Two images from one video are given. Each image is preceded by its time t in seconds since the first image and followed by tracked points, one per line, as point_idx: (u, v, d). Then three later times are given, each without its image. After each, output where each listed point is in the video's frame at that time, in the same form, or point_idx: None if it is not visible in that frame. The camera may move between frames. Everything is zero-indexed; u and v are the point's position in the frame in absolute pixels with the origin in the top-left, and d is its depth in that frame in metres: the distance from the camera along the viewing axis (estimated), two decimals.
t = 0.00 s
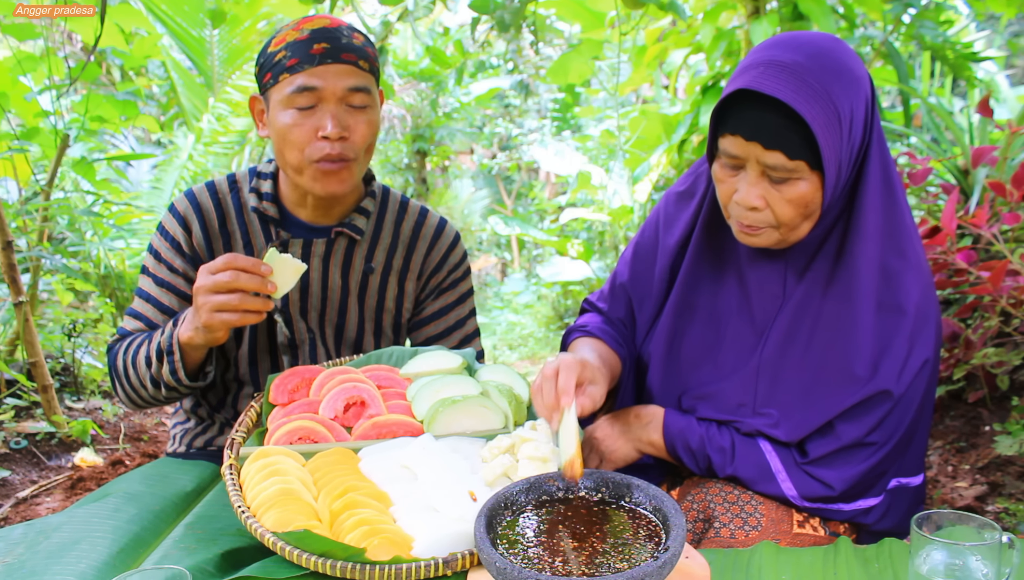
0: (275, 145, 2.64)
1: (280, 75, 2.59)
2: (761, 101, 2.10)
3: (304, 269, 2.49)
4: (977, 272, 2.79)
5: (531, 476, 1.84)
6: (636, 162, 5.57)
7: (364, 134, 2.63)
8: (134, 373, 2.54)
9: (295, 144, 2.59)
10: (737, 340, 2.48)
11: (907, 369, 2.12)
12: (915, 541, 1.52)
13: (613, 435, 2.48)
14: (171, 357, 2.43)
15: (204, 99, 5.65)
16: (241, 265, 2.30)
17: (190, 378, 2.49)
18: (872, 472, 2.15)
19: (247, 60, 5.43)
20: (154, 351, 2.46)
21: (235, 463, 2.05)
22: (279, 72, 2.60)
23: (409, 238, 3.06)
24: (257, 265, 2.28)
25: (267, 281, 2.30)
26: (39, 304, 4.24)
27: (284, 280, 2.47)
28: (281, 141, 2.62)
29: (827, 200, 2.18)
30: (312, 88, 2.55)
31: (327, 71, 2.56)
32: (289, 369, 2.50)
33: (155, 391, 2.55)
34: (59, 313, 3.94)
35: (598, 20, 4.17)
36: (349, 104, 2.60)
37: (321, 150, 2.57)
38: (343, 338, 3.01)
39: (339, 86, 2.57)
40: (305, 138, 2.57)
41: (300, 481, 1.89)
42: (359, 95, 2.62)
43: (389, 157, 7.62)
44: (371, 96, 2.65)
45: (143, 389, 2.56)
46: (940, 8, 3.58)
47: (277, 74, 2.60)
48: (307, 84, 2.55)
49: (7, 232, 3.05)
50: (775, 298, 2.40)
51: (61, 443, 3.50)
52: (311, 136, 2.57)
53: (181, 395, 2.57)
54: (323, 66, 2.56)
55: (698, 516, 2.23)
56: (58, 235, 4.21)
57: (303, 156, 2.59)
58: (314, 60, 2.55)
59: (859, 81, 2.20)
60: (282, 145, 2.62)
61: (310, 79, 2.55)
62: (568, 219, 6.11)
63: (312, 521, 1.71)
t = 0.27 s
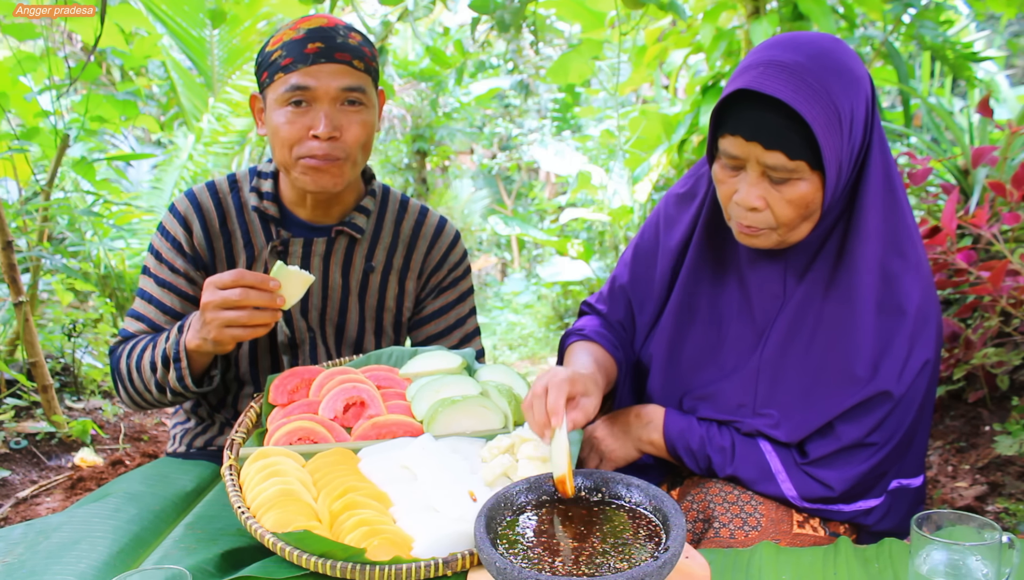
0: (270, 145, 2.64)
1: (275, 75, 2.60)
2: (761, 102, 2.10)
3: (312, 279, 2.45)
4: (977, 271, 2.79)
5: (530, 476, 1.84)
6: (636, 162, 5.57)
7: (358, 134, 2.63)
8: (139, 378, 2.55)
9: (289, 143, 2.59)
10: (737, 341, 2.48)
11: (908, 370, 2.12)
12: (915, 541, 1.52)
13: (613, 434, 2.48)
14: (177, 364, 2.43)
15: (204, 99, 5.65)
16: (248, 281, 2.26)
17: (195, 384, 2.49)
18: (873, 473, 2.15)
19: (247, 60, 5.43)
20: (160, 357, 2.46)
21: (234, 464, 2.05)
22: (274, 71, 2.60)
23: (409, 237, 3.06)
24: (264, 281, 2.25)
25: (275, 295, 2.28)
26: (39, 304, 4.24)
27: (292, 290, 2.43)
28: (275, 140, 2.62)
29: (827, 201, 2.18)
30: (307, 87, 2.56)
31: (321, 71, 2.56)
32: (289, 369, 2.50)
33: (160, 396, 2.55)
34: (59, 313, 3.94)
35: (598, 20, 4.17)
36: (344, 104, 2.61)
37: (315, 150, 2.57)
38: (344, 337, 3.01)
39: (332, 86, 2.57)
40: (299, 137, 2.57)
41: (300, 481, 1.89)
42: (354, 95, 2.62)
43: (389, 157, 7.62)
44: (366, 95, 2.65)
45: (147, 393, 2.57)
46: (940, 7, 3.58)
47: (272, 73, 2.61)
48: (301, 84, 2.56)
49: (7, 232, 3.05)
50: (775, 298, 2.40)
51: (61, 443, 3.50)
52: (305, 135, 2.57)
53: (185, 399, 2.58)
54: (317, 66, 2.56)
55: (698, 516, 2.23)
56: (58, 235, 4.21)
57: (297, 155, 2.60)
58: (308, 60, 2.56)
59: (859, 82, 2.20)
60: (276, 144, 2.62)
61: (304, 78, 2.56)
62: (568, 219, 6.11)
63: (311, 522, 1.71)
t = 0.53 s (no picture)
0: (268, 145, 2.65)
1: (272, 75, 2.60)
2: (762, 108, 2.10)
3: (310, 283, 2.48)
4: (977, 272, 2.79)
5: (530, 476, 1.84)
6: (636, 162, 5.57)
7: (356, 133, 2.63)
8: (139, 379, 2.54)
9: (286, 143, 2.59)
10: (738, 344, 2.48)
11: (909, 373, 2.12)
12: (915, 540, 1.52)
13: (613, 434, 2.48)
14: (177, 366, 2.42)
15: (204, 99, 5.65)
16: (248, 286, 2.26)
17: (195, 385, 2.49)
18: (874, 475, 2.15)
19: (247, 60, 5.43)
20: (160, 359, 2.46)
21: (234, 464, 2.05)
22: (270, 71, 2.60)
23: (409, 237, 3.06)
24: (264, 285, 2.26)
25: (275, 299, 2.29)
26: (39, 304, 4.24)
27: (291, 294, 2.45)
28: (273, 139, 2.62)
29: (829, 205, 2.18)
30: (304, 87, 2.55)
31: (317, 71, 2.56)
32: (289, 369, 2.50)
33: (160, 397, 2.55)
34: (59, 313, 3.95)
35: (598, 20, 4.17)
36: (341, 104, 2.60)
37: (313, 150, 2.57)
38: (343, 338, 3.01)
39: (329, 85, 2.57)
40: (296, 137, 2.57)
41: (300, 481, 1.89)
42: (351, 95, 2.62)
43: (389, 157, 7.62)
44: (363, 95, 2.65)
45: (147, 394, 2.57)
46: (940, 8, 3.59)
47: (269, 74, 2.61)
48: (298, 84, 2.55)
49: (7, 232, 3.05)
50: (776, 302, 2.40)
51: (61, 443, 3.50)
52: (302, 135, 2.57)
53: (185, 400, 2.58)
54: (314, 65, 2.56)
55: (698, 516, 2.23)
56: (58, 235, 4.21)
57: (295, 155, 2.60)
58: (305, 59, 2.56)
59: (861, 86, 2.20)
60: (274, 144, 2.62)
61: (301, 78, 2.55)
62: (568, 219, 6.11)
63: (311, 522, 1.71)
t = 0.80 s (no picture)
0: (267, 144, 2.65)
1: (271, 74, 2.60)
2: (759, 111, 2.10)
3: (311, 283, 2.48)
4: (977, 272, 2.79)
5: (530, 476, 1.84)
6: (636, 162, 5.57)
7: (354, 132, 2.63)
8: (138, 379, 2.54)
9: (285, 142, 2.59)
10: (737, 347, 2.48)
11: (909, 377, 2.12)
12: (915, 540, 1.52)
13: (613, 434, 2.48)
14: (177, 367, 2.42)
15: (204, 99, 5.65)
16: (248, 287, 2.26)
17: (195, 386, 2.49)
18: (874, 477, 2.16)
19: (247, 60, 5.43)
20: (160, 360, 2.46)
21: (234, 464, 2.05)
22: (269, 71, 2.60)
23: (409, 237, 3.06)
24: (265, 287, 2.25)
25: (275, 301, 2.29)
26: (39, 304, 4.24)
27: (291, 295, 2.45)
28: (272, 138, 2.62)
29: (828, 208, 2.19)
30: (302, 86, 2.56)
31: (316, 70, 2.56)
32: (289, 369, 2.50)
33: (160, 397, 2.55)
34: (59, 313, 3.95)
35: (598, 20, 4.17)
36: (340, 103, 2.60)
37: (311, 149, 2.57)
38: (343, 338, 3.01)
39: (327, 85, 2.57)
40: (294, 136, 2.57)
41: (300, 481, 1.89)
42: (350, 94, 2.62)
43: (389, 157, 7.62)
44: (363, 94, 2.64)
45: (148, 395, 2.57)
46: (940, 8, 3.59)
47: (268, 73, 2.61)
48: (297, 84, 2.55)
49: (7, 232, 3.05)
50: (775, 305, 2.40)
51: (61, 443, 3.50)
52: (300, 134, 2.57)
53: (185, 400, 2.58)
54: (312, 64, 2.56)
55: (698, 516, 2.23)
56: (58, 235, 4.21)
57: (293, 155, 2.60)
58: (304, 59, 2.56)
59: (859, 89, 2.20)
60: (272, 143, 2.63)
61: (300, 78, 2.55)
62: (568, 219, 6.11)
63: (311, 522, 1.71)
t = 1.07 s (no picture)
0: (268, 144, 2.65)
1: (272, 74, 2.60)
2: (755, 114, 2.10)
3: (311, 285, 2.48)
4: (977, 272, 2.79)
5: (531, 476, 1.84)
6: (636, 162, 5.57)
7: (355, 132, 2.63)
8: (139, 380, 2.54)
9: (286, 142, 2.59)
10: (736, 350, 2.47)
11: (908, 380, 2.12)
12: (915, 540, 1.52)
13: (613, 433, 2.48)
14: (177, 367, 2.42)
15: (204, 99, 5.65)
16: (250, 290, 2.26)
17: (195, 386, 2.49)
18: (875, 480, 2.15)
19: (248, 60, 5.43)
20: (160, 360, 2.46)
21: (234, 464, 2.05)
22: (271, 71, 2.60)
23: (409, 237, 3.06)
24: (267, 290, 2.25)
25: (277, 303, 2.28)
26: (39, 304, 4.24)
27: (292, 296, 2.45)
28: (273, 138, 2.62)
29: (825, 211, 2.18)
30: (304, 86, 2.55)
31: (317, 70, 2.56)
32: (289, 370, 2.50)
33: (160, 398, 2.55)
34: (59, 313, 3.94)
35: (598, 20, 4.17)
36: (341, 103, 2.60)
37: (312, 148, 2.57)
38: (343, 338, 3.01)
39: (328, 85, 2.57)
40: (296, 136, 2.57)
41: (300, 481, 1.89)
42: (351, 94, 2.62)
43: (389, 157, 7.62)
44: (364, 94, 2.65)
45: (148, 395, 2.57)
46: (940, 8, 3.59)
47: (269, 73, 2.61)
48: (298, 83, 2.55)
49: (7, 232, 3.05)
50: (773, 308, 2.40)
51: (61, 443, 3.50)
52: (301, 134, 2.57)
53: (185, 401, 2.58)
54: (314, 64, 2.56)
55: (698, 516, 2.23)
56: (58, 235, 4.21)
57: (294, 154, 2.60)
58: (305, 59, 2.56)
59: (855, 91, 2.20)
60: (274, 143, 2.62)
61: (301, 78, 2.55)
62: (568, 219, 6.11)
63: (311, 522, 1.71)
